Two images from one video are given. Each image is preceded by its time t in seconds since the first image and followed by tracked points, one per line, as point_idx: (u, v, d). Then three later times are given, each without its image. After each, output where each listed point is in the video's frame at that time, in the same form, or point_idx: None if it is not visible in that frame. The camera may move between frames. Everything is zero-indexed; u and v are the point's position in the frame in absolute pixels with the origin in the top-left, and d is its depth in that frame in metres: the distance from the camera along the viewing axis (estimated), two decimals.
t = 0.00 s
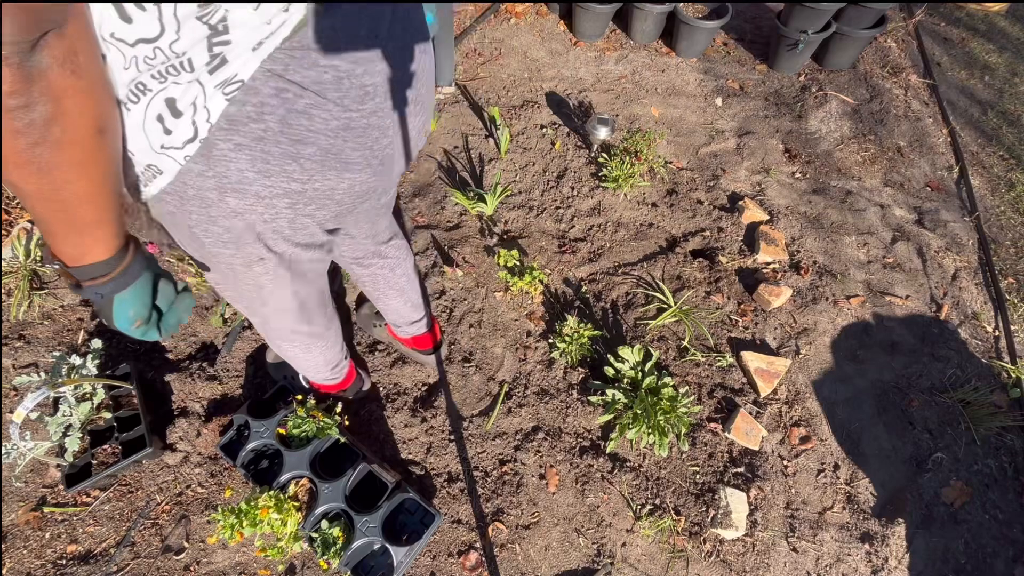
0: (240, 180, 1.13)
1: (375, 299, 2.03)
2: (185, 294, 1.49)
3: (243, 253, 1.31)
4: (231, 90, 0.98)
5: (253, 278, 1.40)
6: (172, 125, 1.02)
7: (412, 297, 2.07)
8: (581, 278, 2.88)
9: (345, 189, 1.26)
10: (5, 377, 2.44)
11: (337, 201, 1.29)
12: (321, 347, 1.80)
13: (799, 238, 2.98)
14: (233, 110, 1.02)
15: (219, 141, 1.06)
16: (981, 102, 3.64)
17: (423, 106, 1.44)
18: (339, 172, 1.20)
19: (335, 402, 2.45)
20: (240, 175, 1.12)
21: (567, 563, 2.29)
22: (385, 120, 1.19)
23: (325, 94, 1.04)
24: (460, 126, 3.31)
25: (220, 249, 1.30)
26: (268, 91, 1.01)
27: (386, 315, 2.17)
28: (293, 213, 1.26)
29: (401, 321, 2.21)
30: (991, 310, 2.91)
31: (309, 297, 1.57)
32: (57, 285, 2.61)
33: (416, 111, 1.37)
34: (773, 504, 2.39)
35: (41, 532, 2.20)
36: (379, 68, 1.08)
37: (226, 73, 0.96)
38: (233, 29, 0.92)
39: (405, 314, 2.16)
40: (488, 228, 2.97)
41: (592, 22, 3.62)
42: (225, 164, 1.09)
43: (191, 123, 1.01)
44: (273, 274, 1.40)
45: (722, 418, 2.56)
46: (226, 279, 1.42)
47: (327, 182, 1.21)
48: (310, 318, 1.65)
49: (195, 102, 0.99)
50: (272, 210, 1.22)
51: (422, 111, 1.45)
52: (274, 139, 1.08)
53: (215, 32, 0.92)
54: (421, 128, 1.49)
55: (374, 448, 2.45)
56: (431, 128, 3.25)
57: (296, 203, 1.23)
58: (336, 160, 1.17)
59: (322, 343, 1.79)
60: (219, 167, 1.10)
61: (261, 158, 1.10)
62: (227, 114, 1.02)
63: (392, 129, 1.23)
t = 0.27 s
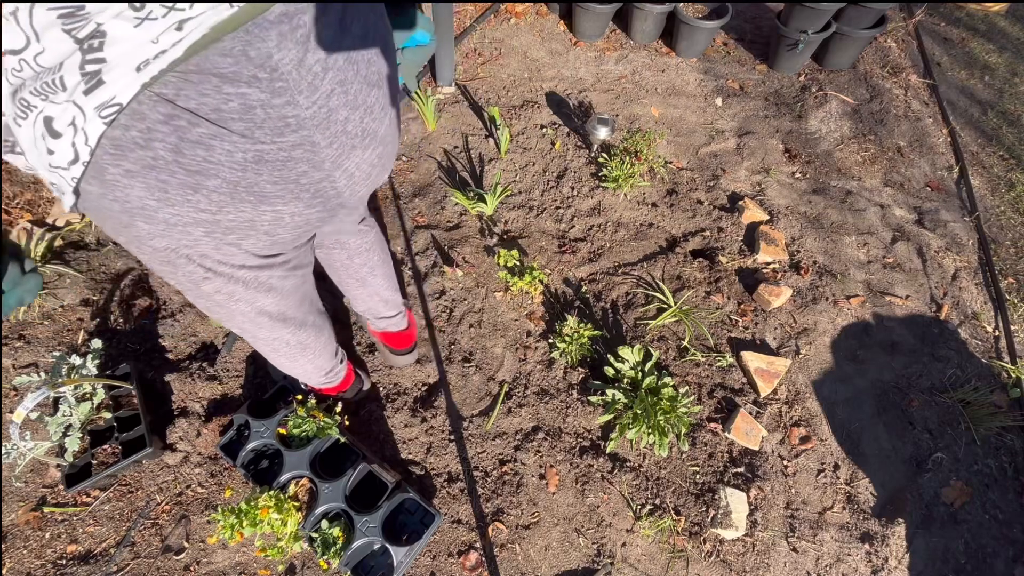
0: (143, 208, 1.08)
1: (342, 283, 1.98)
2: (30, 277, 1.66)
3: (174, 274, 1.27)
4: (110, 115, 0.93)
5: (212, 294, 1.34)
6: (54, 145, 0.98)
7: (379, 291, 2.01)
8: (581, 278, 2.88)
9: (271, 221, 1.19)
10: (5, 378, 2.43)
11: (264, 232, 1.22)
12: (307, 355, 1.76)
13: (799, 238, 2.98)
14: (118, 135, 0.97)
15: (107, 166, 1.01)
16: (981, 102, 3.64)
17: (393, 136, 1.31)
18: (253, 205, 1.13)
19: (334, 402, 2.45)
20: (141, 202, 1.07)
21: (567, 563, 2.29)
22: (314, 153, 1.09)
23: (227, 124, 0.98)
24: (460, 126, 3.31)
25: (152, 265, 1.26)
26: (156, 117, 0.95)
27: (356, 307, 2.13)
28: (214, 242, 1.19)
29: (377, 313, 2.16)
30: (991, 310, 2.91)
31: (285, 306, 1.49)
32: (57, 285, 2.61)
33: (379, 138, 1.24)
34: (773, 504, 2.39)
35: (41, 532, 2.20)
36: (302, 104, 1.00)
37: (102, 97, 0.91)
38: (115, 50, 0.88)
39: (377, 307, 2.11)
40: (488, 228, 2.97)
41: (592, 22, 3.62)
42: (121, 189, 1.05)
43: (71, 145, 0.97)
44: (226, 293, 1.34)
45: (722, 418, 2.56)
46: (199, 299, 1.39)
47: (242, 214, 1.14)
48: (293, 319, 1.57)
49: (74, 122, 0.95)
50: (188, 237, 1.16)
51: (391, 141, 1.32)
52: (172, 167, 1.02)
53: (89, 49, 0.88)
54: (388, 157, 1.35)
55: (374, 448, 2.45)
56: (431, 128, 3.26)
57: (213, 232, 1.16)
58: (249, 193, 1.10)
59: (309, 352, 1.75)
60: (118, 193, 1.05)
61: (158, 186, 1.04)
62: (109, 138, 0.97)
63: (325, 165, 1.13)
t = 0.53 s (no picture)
0: (106, 199, 1.03)
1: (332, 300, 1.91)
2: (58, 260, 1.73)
3: (153, 270, 1.25)
4: (67, 100, 0.89)
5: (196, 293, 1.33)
6: (16, 131, 0.94)
7: (364, 309, 1.93)
8: (581, 278, 2.88)
9: (238, 222, 1.13)
10: (5, 378, 2.43)
11: (233, 234, 1.15)
12: (305, 357, 1.76)
13: (799, 238, 2.98)
14: (77, 121, 0.92)
15: (67, 153, 0.95)
16: (981, 102, 3.64)
17: (385, 145, 1.24)
18: (218, 204, 1.06)
19: (334, 402, 2.45)
20: (103, 193, 1.02)
21: (567, 563, 2.29)
22: (287, 154, 1.02)
23: (189, 117, 0.92)
24: (460, 126, 3.31)
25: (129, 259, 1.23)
26: (116, 106, 0.90)
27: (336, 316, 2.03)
28: (181, 240, 1.14)
29: (359, 326, 2.07)
30: (991, 310, 2.91)
31: (274, 308, 1.48)
32: (57, 286, 2.62)
33: (366, 146, 1.16)
34: (773, 504, 2.39)
35: (41, 532, 2.20)
36: (274, 101, 0.94)
37: (60, 82, 0.87)
38: (76, 37, 0.86)
39: (358, 319, 2.01)
40: (488, 228, 2.97)
41: (592, 22, 3.62)
42: (83, 179, 1.00)
43: (32, 130, 0.93)
44: (209, 293, 1.33)
45: (722, 418, 2.56)
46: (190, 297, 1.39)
47: (207, 212, 1.08)
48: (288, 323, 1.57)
49: (34, 107, 0.91)
50: (154, 232, 1.12)
51: (382, 150, 1.24)
52: (131, 159, 0.96)
53: (49, 34, 0.87)
54: (378, 167, 1.27)
55: (374, 448, 2.45)
56: (431, 128, 3.26)
57: (179, 228, 1.11)
58: (213, 191, 1.04)
59: (307, 353, 1.75)
60: (81, 181, 1.00)
61: (118, 177, 0.99)
62: (67, 124, 0.92)
63: (299, 167, 1.06)
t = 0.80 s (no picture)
0: (121, 177, 1.01)
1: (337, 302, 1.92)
2: (64, 245, 1.34)
3: (165, 257, 1.23)
4: (86, 74, 0.88)
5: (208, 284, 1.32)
6: (37, 106, 0.94)
7: (368, 310, 1.93)
8: (581, 278, 2.88)
9: (250, 204, 1.10)
10: (5, 377, 2.43)
11: (246, 217, 1.13)
12: (313, 352, 1.76)
13: (799, 238, 2.98)
14: (95, 96, 0.90)
15: (85, 130, 0.94)
16: (981, 102, 3.64)
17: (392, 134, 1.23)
18: (232, 183, 1.04)
19: (334, 402, 2.45)
20: (118, 171, 1.00)
21: (567, 563, 2.29)
22: (298, 135, 1.00)
23: (203, 94, 0.90)
24: (460, 126, 3.31)
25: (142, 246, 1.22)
26: (132, 81, 0.89)
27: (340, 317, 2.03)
28: (195, 223, 1.12)
29: (362, 326, 2.06)
30: (991, 310, 2.91)
31: (284, 301, 1.47)
32: (57, 286, 2.62)
33: (374, 134, 1.15)
34: (773, 504, 2.39)
35: (41, 532, 2.20)
36: (286, 80, 0.92)
37: (78, 56, 0.86)
38: (96, 10, 0.85)
39: (360, 319, 2.00)
40: (488, 228, 2.97)
41: (592, 22, 3.62)
42: (99, 157, 0.98)
43: (52, 105, 0.93)
44: (221, 283, 1.31)
45: (722, 418, 2.56)
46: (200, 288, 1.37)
47: (220, 192, 1.05)
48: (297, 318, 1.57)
49: (54, 82, 0.90)
50: (167, 214, 1.09)
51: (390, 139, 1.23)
52: (147, 136, 0.94)
53: (70, 9, 0.87)
54: (386, 156, 1.25)
55: (373, 448, 2.45)
56: (431, 128, 3.26)
57: (191, 210, 1.08)
58: (226, 170, 1.01)
59: (313, 350, 1.75)
60: (97, 159, 0.99)
61: (133, 154, 0.97)
62: (85, 100, 0.91)
63: (311, 149, 1.04)
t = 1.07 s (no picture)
0: (141, 160, 1.00)
1: (341, 302, 1.92)
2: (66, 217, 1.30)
3: (178, 245, 1.22)
4: (110, 55, 0.87)
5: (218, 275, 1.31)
6: (62, 88, 0.95)
7: (371, 309, 1.93)
8: (581, 278, 2.88)
9: (267, 187, 1.08)
10: (5, 377, 2.43)
11: (262, 201, 1.11)
12: (317, 348, 1.76)
13: (799, 238, 2.98)
14: (118, 78, 0.90)
15: (107, 111, 0.94)
16: (982, 102, 3.64)
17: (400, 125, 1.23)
18: (250, 165, 1.03)
19: (334, 402, 2.45)
20: (138, 153, 0.99)
21: (567, 563, 2.29)
22: (314, 119, 0.99)
23: (223, 76, 0.89)
24: (460, 126, 3.32)
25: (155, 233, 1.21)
26: (155, 63, 0.88)
27: (343, 316, 2.02)
28: (211, 207, 1.10)
29: (364, 326, 2.06)
30: (991, 310, 2.91)
31: (292, 294, 1.46)
32: (57, 286, 2.62)
33: (385, 123, 1.14)
34: (773, 504, 2.39)
35: (41, 532, 2.20)
36: (304, 64, 0.91)
37: (104, 37, 0.86)
38: None
39: (363, 318, 2.00)
40: (488, 228, 2.97)
41: (592, 22, 3.62)
42: (121, 139, 0.98)
43: (76, 87, 0.92)
44: (232, 273, 1.30)
45: (722, 418, 2.56)
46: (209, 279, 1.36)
47: (237, 175, 1.04)
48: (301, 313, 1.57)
49: (79, 64, 0.90)
50: (185, 198, 1.07)
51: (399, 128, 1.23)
52: (168, 117, 0.94)
53: None
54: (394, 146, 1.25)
55: (373, 448, 2.45)
56: (431, 128, 3.26)
57: (209, 194, 1.07)
58: (244, 152, 1.00)
59: (318, 346, 1.75)
60: (118, 142, 0.98)
61: (154, 136, 0.96)
62: (109, 81, 0.90)
63: (326, 134, 1.03)
